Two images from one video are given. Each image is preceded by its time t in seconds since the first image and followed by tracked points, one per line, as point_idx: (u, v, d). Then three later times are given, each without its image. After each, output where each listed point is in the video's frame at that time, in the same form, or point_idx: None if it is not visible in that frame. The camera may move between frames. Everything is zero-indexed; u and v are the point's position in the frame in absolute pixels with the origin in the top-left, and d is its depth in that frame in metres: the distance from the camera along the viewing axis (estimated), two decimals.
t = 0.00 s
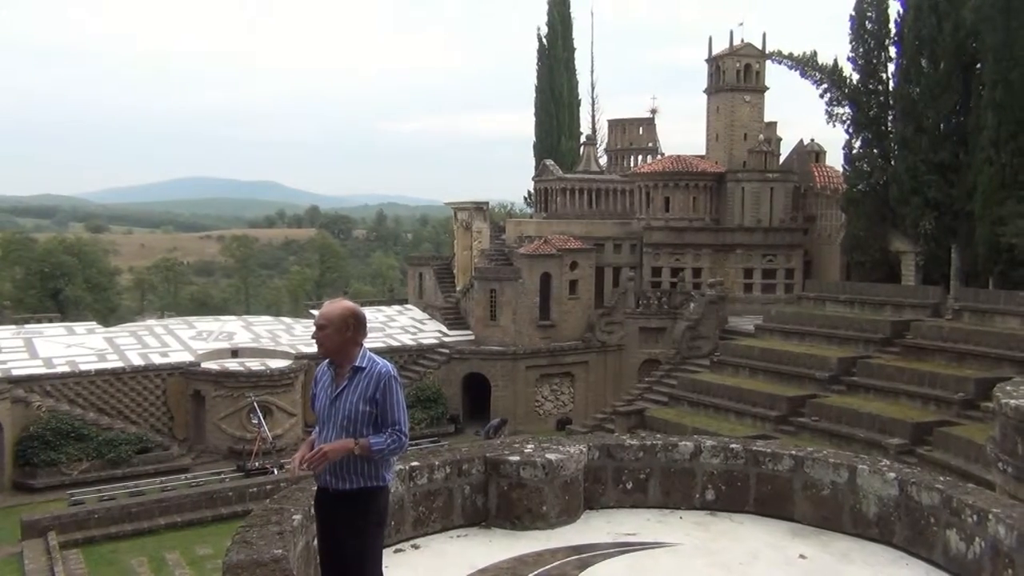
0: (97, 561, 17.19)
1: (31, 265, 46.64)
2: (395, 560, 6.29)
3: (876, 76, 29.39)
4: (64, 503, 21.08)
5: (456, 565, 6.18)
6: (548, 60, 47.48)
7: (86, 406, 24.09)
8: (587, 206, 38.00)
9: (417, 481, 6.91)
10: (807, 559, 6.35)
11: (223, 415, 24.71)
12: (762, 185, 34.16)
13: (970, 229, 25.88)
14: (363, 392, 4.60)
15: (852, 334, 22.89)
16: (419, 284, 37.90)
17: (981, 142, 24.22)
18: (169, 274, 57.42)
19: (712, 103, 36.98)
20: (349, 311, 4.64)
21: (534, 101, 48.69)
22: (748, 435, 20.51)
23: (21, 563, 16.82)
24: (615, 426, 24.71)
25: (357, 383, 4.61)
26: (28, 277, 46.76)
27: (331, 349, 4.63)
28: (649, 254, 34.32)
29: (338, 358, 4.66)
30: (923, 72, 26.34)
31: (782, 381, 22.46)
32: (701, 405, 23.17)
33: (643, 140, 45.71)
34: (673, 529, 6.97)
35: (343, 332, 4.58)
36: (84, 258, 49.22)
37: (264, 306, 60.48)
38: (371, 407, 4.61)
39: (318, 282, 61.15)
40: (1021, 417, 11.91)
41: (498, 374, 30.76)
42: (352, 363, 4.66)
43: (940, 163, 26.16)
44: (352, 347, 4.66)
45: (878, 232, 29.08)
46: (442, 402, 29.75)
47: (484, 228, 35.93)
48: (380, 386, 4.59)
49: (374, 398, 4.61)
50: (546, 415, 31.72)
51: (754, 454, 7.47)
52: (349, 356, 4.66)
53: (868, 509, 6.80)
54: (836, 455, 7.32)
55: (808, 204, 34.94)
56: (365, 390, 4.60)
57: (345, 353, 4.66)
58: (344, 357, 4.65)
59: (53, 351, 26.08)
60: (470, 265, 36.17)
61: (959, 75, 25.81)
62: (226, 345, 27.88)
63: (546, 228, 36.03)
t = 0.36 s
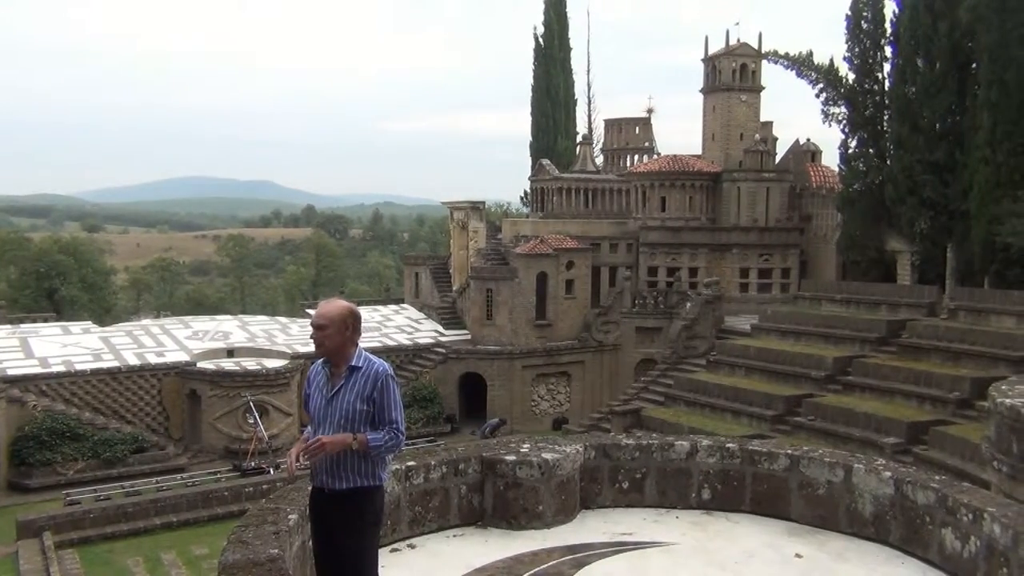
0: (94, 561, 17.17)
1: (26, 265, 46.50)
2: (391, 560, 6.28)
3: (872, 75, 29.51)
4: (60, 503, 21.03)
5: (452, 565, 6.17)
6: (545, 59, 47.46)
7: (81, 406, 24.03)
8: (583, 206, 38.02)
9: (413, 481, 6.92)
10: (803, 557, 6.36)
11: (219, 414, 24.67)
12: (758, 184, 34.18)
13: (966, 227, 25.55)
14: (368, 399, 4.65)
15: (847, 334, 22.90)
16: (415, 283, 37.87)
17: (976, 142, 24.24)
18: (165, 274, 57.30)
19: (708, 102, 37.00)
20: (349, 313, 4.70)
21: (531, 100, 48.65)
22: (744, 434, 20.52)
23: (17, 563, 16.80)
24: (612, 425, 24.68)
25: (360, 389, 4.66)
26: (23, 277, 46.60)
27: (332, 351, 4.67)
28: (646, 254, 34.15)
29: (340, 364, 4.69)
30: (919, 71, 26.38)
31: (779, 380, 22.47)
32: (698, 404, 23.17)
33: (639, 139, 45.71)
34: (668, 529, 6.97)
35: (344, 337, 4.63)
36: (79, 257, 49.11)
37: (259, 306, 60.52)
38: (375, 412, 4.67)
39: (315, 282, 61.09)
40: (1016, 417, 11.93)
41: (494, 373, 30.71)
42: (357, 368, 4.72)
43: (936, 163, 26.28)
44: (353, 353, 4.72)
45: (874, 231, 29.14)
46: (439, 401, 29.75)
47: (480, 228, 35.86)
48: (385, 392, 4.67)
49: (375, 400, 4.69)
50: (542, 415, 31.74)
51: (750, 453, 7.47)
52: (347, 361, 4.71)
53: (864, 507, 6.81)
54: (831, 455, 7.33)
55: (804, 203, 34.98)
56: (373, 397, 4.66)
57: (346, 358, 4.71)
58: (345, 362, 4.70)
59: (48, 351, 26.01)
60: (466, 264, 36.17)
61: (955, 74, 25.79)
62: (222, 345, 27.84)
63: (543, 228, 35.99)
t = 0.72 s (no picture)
0: (77, 569, 16.72)
1: (9, 266, 45.83)
2: (380, 569, 5.84)
3: (875, 72, 29.10)
4: (42, 510, 20.53)
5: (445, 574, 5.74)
6: (541, 55, 47.04)
7: (64, 411, 23.52)
8: (580, 204, 37.64)
9: (404, 487, 6.47)
10: (805, 565, 5.96)
11: (206, 419, 24.22)
12: (758, 183, 33.92)
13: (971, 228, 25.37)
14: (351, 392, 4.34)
15: (850, 335, 22.54)
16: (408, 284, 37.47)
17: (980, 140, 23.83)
18: (151, 275, 56.71)
19: (708, 99, 36.63)
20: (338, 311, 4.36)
21: (526, 95, 48.26)
22: (744, 439, 20.10)
23: None
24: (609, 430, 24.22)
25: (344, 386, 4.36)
26: (6, 278, 45.90)
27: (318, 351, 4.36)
28: (643, 254, 33.81)
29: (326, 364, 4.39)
30: (923, 67, 26.01)
31: (780, 384, 22.07)
32: (697, 409, 22.72)
33: (636, 137, 45.29)
34: (668, 536, 6.54)
35: (330, 337, 4.30)
36: (61, 258, 48.49)
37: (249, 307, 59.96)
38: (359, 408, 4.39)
39: (304, 283, 60.56)
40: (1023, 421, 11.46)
41: (488, 376, 30.40)
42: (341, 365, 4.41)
43: (940, 161, 25.91)
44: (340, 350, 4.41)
45: (876, 231, 28.79)
46: (431, 405, 29.23)
47: (474, 227, 35.33)
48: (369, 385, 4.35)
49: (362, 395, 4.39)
50: (539, 419, 31.28)
51: (751, 458, 7.03)
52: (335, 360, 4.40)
53: (866, 514, 6.40)
54: (832, 460, 6.91)
55: (806, 202, 34.75)
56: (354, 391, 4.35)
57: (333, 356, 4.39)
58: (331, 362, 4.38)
59: (30, 354, 25.47)
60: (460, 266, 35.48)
61: (959, 72, 25.48)
62: (209, 347, 27.34)
63: (538, 227, 35.51)
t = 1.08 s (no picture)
0: None
1: None
2: None
3: (885, 62, 28.23)
4: (8, 524, 19.55)
5: None
6: (535, 45, 46.20)
7: (32, 419, 22.73)
8: (577, 201, 36.79)
9: (392, 498, 6.35)
10: None
11: (182, 427, 23.28)
12: (765, 179, 32.86)
13: (986, 225, 24.69)
14: (345, 394, 4.29)
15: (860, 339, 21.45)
16: (395, 286, 36.51)
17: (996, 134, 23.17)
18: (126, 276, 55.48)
19: (711, 91, 35.81)
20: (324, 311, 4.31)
21: (519, 84, 47.36)
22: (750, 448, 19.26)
23: None
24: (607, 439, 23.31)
25: (335, 388, 4.30)
26: None
27: (304, 355, 4.28)
28: (643, 253, 33.13)
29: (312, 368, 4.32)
30: (936, 58, 25.26)
31: (787, 391, 21.12)
32: (700, 416, 21.78)
33: (635, 130, 44.50)
34: (668, 549, 6.45)
35: (320, 341, 4.23)
36: (30, 259, 47.32)
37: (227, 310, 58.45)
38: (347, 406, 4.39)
39: (286, 284, 59.33)
40: None
41: (482, 382, 29.48)
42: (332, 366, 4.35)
43: (954, 156, 25.02)
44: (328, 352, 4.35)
45: (887, 230, 28.03)
46: (419, 413, 28.67)
47: (465, 225, 34.39)
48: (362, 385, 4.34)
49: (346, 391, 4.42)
50: (533, 427, 30.37)
51: (756, 468, 6.90)
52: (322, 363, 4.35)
53: (877, 526, 6.28)
54: (843, 469, 6.78)
55: (813, 199, 33.60)
56: (348, 394, 4.31)
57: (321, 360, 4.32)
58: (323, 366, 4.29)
59: None
60: (450, 266, 34.73)
61: (973, 63, 24.73)
62: (186, 352, 26.45)
63: (532, 226, 34.41)
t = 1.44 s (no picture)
0: None
1: None
2: None
3: (900, 53, 27.42)
4: None
5: None
6: (532, 34, 45.28)
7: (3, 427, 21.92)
8: (576, 197, 36.03)
9: (381, 511, 6.36)
10: None
11: (160, 436, 22.48)
12: (773, 174, 32.24)
13: (1005, 224, 23.86)
14: (318, 388, 4.31)
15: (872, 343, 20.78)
16: (384, 287, 35.36)
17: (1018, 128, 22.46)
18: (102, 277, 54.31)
19: (716, 83, 34.96)
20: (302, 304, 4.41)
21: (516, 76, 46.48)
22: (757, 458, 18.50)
23: None
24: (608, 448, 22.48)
25: (310, 383, 4.33)
26: None
27: (282, 351, 4.40)
28: (646, 251, 32.39)
29: (290, 364, 4.41)
30: (952, 48, 24.51)
31: (798, 397, 20.35)
32: (705, 424, 20.93)
33: (637, 123, 43.62)
34: (671, 564, 6.42)
35: (298, 336, 4.31)
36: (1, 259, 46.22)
37: (207, 311, 58.17)
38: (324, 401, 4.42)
39: (270, 286, 58.18)
40: None
41: (475, 389, 28.78)
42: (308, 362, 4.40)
43: (972, 151, 24.33)
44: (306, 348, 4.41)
45: (902, 229, 27.19)
46: (410, 421, 27.57)
47: (458, 223, 33.69)
48: (336, 379, 4.34)
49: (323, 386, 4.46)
50: (529, 436, 29.60)
51: (764, 479, 6.89)
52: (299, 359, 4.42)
53: (891, 540, 6.29)
54: (853, 480, 6.81)
55: (824, 196, 33.00)
56: (322, 389, 4.32)
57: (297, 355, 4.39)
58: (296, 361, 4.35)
59: None
60: (441, 265, 33.99)
61: (992, 54, 23.96)
62: (164, 357, 25.65)
63: (528, 223, 33.47)
